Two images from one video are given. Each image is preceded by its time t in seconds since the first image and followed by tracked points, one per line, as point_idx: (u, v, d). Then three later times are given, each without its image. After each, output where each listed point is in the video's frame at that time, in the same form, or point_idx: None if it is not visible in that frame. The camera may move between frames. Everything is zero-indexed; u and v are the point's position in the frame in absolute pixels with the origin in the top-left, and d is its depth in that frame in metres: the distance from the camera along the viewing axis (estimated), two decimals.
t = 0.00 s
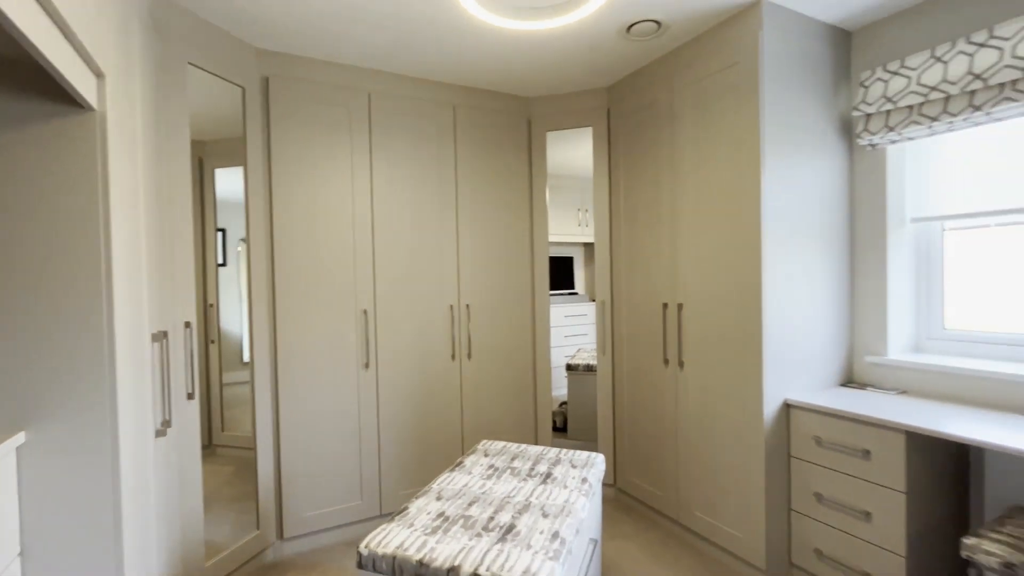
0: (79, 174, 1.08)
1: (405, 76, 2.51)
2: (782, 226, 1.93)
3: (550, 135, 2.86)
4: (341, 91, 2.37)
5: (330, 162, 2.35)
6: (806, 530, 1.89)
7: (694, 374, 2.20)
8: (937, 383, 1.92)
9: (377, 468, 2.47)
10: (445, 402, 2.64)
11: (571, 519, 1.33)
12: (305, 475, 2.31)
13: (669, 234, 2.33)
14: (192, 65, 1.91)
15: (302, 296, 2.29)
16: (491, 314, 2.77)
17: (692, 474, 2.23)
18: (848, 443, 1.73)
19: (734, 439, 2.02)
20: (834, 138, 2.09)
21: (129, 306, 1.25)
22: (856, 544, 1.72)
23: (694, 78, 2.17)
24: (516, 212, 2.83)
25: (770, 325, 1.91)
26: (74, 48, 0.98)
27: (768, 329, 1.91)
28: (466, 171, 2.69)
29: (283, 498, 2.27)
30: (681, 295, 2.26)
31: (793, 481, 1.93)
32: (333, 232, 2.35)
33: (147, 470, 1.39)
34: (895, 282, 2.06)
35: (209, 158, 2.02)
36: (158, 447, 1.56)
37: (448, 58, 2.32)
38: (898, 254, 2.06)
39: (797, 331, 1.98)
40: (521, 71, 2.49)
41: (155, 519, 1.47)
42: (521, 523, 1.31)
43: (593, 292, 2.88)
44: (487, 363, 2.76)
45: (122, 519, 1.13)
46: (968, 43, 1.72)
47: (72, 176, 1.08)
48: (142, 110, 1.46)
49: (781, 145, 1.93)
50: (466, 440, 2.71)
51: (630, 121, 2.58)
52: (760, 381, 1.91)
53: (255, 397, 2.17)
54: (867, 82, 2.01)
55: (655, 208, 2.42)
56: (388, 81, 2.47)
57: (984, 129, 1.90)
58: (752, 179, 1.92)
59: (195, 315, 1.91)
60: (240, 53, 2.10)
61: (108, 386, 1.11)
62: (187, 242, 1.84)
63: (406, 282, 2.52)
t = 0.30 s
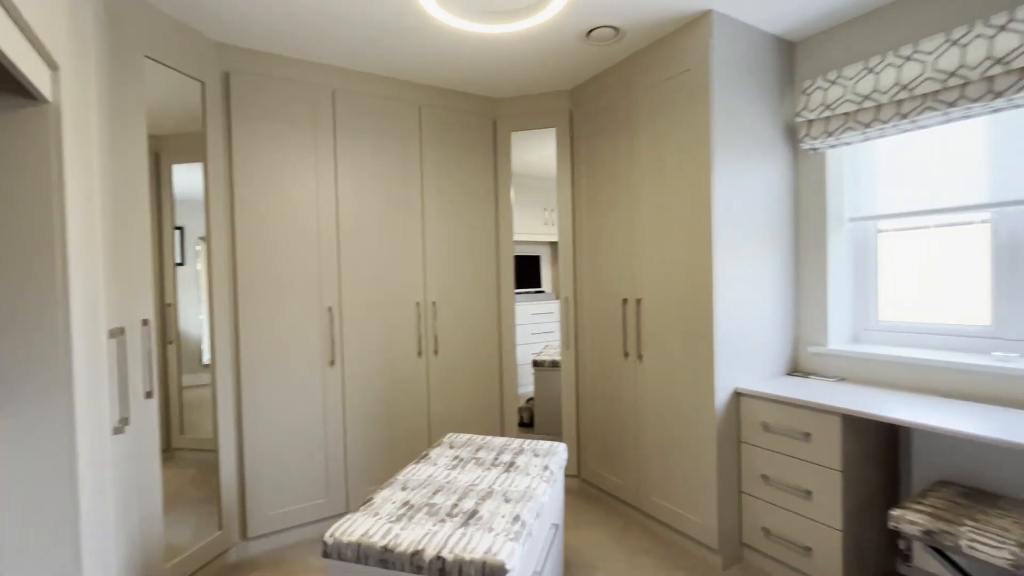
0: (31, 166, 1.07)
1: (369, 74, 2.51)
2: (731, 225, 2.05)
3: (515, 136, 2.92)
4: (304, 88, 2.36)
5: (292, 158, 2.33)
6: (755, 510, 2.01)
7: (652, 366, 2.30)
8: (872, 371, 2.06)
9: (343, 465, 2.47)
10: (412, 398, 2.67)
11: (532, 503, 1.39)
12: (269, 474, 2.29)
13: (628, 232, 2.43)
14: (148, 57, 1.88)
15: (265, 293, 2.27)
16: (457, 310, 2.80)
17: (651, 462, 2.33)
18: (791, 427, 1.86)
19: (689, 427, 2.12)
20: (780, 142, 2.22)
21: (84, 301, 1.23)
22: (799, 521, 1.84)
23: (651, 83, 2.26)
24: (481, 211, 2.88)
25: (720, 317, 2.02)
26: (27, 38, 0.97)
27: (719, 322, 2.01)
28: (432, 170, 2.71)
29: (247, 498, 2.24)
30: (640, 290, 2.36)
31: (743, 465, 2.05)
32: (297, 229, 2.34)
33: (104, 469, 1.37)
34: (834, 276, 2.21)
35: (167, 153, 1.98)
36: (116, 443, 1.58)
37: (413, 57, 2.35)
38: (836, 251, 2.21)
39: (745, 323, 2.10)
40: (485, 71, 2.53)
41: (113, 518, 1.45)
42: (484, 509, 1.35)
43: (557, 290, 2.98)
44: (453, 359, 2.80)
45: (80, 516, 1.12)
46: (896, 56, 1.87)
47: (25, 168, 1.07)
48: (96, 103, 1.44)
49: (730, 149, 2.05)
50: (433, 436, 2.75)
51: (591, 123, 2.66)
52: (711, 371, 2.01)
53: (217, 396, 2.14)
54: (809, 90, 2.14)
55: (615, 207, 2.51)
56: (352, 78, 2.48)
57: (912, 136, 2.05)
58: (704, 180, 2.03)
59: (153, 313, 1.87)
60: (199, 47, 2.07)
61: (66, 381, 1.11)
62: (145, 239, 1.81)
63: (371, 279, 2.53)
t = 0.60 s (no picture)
0: None
1: (341, 65, 2.49)
2: (698, 219, 2.11)
3: (488, 130, 2.94)
4: (274, 78, 2.32)
5: (262, 149, 2.30)
6: (720, 495, 2.08)
7: (623, 357, 2.36)
8: (829, 360, 2.16)
9: (316, 460, 2.45)
10: (386, 392, 2.66)
11: (504, 490, 1.41)
12: (239, 470, 2.26)
13: (600, 227, 2.47)
14: (109, 43, 1.81)
15: (235, 287, 2.24)
16: (431, 305, 2.81)
17: (622, 450, 2.38)
18: (754, 414, 1.93)
19: (658, 416, 2.18)
20: (745, 140, 2.30)
21: (44, 290, 1.21)
22: (761, 504, 1.92)
23: (622, 80, 2.31)
24: (456, 205, 2.89)
25: (688, 309, 2.08)
26: None
27: (686, 313, 2.08)
28: (405, 163, 2.71)
29: (216, 494, 2.21)
30: (611, 283, 2.41)
31: (709, 451, 2.12)
32: (267, 221, 2.31)
33: (65, 464, 1.34)
34: (796, 269, 2.30)
35: (129, 144, 1.92)
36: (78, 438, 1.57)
37: (386, 49, 2.34)
38: (798, 245, 2.30)
39: (711, 314, 2.17)
40: (459, 65, 2.54)
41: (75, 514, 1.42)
42: (457, 496, 1.38)
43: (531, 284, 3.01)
44: (428, 353, 2.80)
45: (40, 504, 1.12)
46: (853, 59, 1.96)
47: None
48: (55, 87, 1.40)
49: (698, 146, 2.11)
50: (407, 429, 2.75)
51: (564, 119, 2.69)
52: (679, 361, 2.08)
53: (184, 390, 2.10)
54: (772, 90, 2.22)
55: (588, 202, 2.55)
56: (324, 69, 2.45)
57: (867, 135, 2.15)
58: (672, 175, 2.08)
59: (117, 306, 1.83)
60: (164, 34, 2.02)
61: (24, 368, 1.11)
62: (108, 229, 1.76)
63: (344, 272, 2.51)
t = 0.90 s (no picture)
0: None
1: (309, 55, 2.43)
2: (666, 215, 2.16)
3: (460, 125, 2.92)
4: (238, 66, 2.25)
5: (226, 139, 2.23)
6: (686, 485, 2.14)
7: (593, 351, 2.39)
8: (790, 352, 2.24)
9: (284, 457, 2.40)
10: (355, 388, 2.63)
11: (473, 483, 1.42)
12: (203, 469, 2.20)
13: (571, 222, 2.49)
14: (60, 24, 1.72)
15: (197, 281, 2.17)
16: (402, 300, 2.79)
17: (592, 443, 2.42)
18: (719, 406, 1.99)
19: (626, 409, 2.22)
20: (711, 138, 2.35)
21: None
22: (725, 492, 1.98)
23: (593, 77, 2.33)
24: (427, 200, 2.87)
25: (656, 303, 2.12)
26: None
27: (654, 308, 2.12)
28: (375, 157, 2.67)
29: (178, 494, 2.14)
30: (582, 278, 2.44)
31: (676, 443, 2.17)
32: (231, 213, 2.24)
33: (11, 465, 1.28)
34: (759, 265, 2.37)
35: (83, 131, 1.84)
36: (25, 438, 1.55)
37: (355, 39, 2.30)
38: (761, 242, 2.37)
39: (678, 309, 2.22)
40: (429, 57, 2.51)
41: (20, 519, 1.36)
42: (425, 490, 1.37)
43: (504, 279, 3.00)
44: (399, 348, 2.78)
45: None
46: (813, 62, 2.02)
47: None
48: None
49: (666, 143, 2.15)
50: (377, 426, 2.72)
51: (536, 115, 2.70)
52: (647, 354, 2.12)
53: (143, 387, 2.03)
54: (738, 89, 2.28)
55: (559, 197, 2.57)
56: (291, 58, 2.39)
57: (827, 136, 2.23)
58: (641, 172, 2.12)
59: (69, 300, 1.75)
60: (119, 17, 1.94)
61: None
62: (58, 220, 1.68)
63: (312, 266, 2.47)
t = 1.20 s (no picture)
0: None
1: (282, 42, 2.39)
2: (641, 209, 2.19)
3: (438, 116, 2.91)
4: (209, 52, 2.20)
5: (195, 126, 2.17)
6: (658, 473, 2.19)
7: (569, 342, 2.42)
8: (759, 343, 2.30)
9: (258, 450, 2.37)
10: (331, 381, 2.61)
11: (448, 473, 1.43)
12: (173, 464, 2.15)
13: (548, 214, 2.51)
14: (20, 5, 1.68)
15: (166, 271, 2.11)
16: (379, 292, 2.77)
17: (568, 433, 2.45)
18: (690, 395, 2.04)
19: (601, 399, 2.26)
20: (686, 133, 2.39)
21: None
22: (696, 479, 2.04)
23: (570, 70, 2.34)
24: (404, 192, 2.85)
25: (630, 295, 2.16)
26: None
27: (629, 300, 2.15)
28: (352, 147, 2.64)
29: (148, 490, 2.10)
30: (558, 271, 2.46)
31: (649, 432, 2.22)
32: (202, 203, 2.19)
33: None
34: (731, 258, 2.43)
35: (44, 117, 1.77)
36: None
37: (329, 27, 2.26)
38: (733, 236, 2.43)
39: (652, 301, 2.26)
40: (407, 47, 2.49)
41: None
42: (401, 480, 1.38)
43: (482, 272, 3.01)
44: (375, 341, 2.76)
45: None
46: (784, 60, 2.08)
47: None
48: None
49: (641, 137, 2.18)
50: (353, 418, 2.71)
51: (514, 107, 2.71)
52: (622, 345, 2.16)
53: (109, 381, 1.98)
54: (711, 86, 2.33)
55: (536, 190, 2.58)
56: (263, 45, 2.34)
57: (796, 133, 2.29)
58: (616, 165, 2.14)
59: (30, 291, 1.69)
60: None
61: None
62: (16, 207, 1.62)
63: (286, 258, 2.43)
